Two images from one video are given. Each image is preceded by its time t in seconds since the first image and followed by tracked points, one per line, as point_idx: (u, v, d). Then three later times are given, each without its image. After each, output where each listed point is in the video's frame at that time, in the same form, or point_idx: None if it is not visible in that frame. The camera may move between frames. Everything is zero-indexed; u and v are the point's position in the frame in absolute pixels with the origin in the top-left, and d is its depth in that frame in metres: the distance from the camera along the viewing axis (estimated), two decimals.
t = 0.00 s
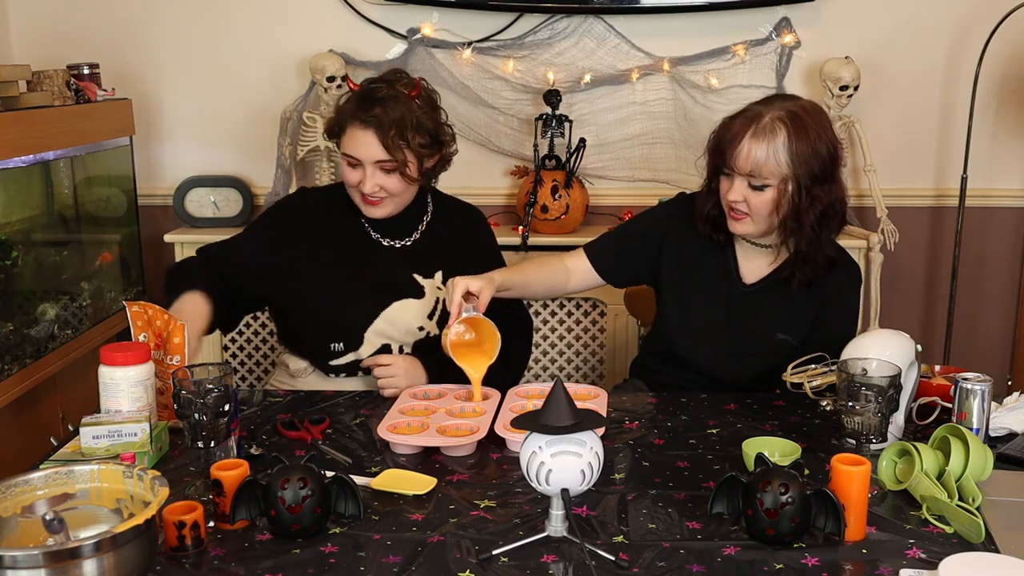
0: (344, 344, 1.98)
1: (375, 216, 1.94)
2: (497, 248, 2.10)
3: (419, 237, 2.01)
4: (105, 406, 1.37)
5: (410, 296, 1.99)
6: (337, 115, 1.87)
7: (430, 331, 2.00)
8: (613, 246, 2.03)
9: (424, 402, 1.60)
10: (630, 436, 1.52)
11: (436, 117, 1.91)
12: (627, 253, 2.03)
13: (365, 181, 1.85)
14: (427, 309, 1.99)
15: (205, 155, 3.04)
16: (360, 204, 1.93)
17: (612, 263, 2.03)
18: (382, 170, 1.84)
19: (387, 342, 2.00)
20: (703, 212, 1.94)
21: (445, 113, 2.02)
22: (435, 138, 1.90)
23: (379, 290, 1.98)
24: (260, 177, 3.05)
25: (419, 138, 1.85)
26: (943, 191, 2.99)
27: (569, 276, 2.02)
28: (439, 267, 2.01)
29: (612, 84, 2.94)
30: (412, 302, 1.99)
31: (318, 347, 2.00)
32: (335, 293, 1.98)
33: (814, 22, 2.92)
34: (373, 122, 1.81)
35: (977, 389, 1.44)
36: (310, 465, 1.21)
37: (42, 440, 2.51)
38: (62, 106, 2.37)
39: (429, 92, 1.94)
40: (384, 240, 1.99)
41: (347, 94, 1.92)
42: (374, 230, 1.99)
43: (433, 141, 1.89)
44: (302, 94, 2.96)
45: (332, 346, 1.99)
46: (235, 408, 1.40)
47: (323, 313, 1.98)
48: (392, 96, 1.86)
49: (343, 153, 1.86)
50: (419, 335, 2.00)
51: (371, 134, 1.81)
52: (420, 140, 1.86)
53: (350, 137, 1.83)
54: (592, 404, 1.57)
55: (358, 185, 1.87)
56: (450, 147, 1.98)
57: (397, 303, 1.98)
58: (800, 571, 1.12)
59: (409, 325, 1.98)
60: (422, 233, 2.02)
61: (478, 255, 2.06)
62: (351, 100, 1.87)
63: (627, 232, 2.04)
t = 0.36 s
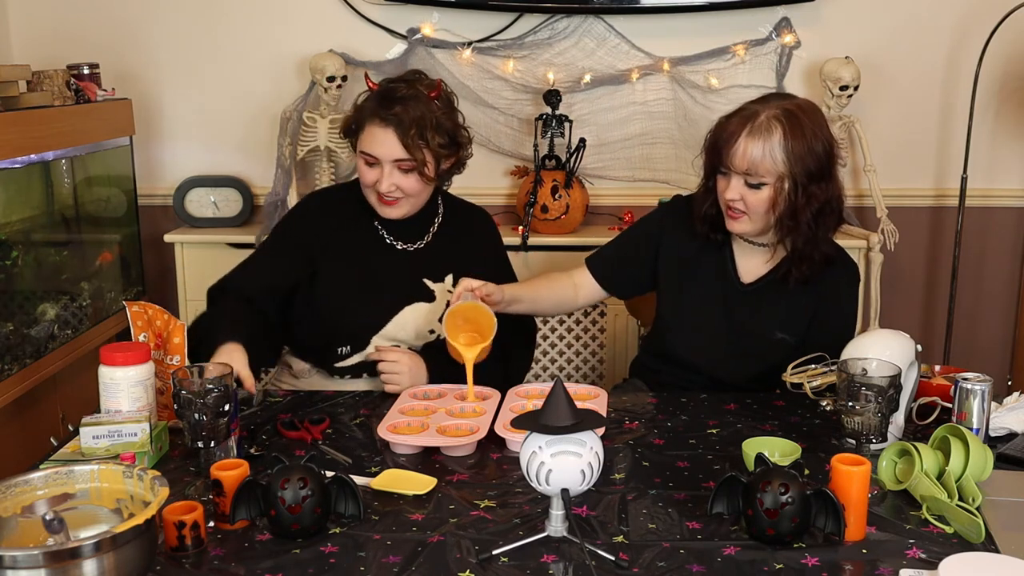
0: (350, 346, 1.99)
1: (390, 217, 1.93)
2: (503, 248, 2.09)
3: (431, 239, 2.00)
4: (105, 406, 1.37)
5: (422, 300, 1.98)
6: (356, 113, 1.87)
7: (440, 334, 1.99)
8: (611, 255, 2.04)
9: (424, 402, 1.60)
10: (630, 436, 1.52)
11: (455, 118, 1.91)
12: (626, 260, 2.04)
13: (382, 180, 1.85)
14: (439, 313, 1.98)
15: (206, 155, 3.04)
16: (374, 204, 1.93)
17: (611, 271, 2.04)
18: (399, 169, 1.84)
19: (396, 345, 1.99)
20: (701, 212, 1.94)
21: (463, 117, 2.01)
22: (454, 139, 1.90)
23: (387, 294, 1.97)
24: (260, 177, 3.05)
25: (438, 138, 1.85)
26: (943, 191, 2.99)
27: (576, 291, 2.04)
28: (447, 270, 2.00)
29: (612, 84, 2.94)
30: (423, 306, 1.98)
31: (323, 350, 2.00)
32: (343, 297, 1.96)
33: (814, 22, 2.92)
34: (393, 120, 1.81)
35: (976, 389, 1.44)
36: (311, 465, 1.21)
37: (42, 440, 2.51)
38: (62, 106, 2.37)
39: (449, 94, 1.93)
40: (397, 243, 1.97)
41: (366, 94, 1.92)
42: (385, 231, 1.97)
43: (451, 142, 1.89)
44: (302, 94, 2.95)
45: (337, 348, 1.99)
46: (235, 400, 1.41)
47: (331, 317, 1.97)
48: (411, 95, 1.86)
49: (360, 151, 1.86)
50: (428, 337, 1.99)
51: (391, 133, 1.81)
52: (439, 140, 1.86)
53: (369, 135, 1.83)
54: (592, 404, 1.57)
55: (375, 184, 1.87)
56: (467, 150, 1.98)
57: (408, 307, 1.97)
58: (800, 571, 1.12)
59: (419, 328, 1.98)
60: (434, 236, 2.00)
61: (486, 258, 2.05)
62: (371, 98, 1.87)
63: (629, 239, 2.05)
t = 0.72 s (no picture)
0: (355, 346, 1.99)
1: (399, 216, 1.92)
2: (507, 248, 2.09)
3: (437, 239, 2.00)
4: (105, 406, 1.37)
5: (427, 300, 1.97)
6: (366, 111, 1.87)
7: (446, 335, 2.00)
8: (608, 254, 2.05)
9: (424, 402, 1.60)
10: (630, 436, 1.52)
11: (465, 116, 1.91)
12: (625, 261, 2.04)
13: (393, 176, 1.84)
14: (444, 314, 1.98)
15: (207, 155, 3.04)
16: (383, 202, 1.92)
17: (609, 270, 2.04)
18: (410, 165, 1.84)
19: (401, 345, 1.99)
20: (697, 209, 1.94)
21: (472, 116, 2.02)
22: (464, 137, 1.90)
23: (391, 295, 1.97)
24: (261, 177, 3.05)
25: (450, 134, 1.85)
26: (943, 191, 2.99)
27: (573, 289, 2.03)
28: (453, 270, 2.00)
29: (612, 84, 2.94)
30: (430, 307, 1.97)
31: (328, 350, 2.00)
32: (349, 298, 1.96)
33: (814, 22, 2.92)
34: (405, 115, 1.81)
35: (976, 389, 1.44)
36: (311, 465, 1.21)
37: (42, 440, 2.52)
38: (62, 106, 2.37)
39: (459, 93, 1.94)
40: (402, 243, 1.98)
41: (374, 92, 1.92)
42: (391, 229, 1.97)
43: (461, 140, 1.89)
44: (302, 94, 2.95)
45: (342, 348, 1.99)
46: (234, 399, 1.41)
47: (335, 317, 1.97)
48: (422, 92, 1.86)
49: (371, 148, 1.85)
50: (434, 338, 2.00)
51: (404, 128, 1.81)
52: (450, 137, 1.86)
53: (380, 131, 1.82)
54: (592, 404, 1.57)
55: (386, 181, 1.86)
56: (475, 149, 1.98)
57: (415, 307, 1.97)
58: (800, 571, 1.12)
59: (425, 329, 1.98)
60: (439, 235, 2.00)
61: (490, 257, 2.05)
62: (381, 95, 1.87)
63: (630, 241, 2.04)
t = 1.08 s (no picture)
0: (353, 346, 1.99)
1: (401, 214, 1.93)
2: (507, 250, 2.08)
3: (433, 237, 1.99)
4: (105, 406, 1.37)
5: (424, 299, 1.97)
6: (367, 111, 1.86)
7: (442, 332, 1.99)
8: (606, 254, 2.04)
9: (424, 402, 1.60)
10: (630, 436, 1.52)
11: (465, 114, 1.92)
12: (623, 265, 2.04)
13: (401, 178, 1.84)
14: (441, 311, 1.98)
15: (207, 155, 3.04)
16: (386, 201, 1.92)
17: (609, 270, 2.04)
18: (418, 167, 1.84)
19: (398, 344, 1.99)
20: (694, 207, 1.94)
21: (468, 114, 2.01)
22: (467, 136, 1.91)
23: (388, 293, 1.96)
24: (261, 177, 3.05)
25: (456, 134, 1.86)
26: (943, 191, 2.99)
27: (569, 288, 2.03)
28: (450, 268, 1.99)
29: (612, 84, 2.94)
30: (427, 306, 1.97)
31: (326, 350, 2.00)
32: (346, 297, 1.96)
33: (814, 22, 2.92)
34: (413, 116, 1.81)
35: (977, 389, 1.44)
36: (310, 465, 1.21)
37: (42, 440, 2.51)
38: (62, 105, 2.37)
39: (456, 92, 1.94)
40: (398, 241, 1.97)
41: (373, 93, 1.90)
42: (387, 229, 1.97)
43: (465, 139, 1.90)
44: (302, 94, 2.96)
45: (341, 348, 1.99)
46: (243, 328, 1.51)
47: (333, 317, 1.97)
48: (424, 92, 1.85)
49: (376, 150, 1.85)
50: (431, 336, 1.99)
51: (413, 130, 1.81)
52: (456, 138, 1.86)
53: (387, 133, 1.82)
54: (592, 404, 1.57)
55: (393, 182, 1.86)
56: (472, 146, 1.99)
57: (412, 306, 1.97)
58: (800, 571, 1.12)
59: (421, 327, 1.97)
60: (436, 233, 2.00)
61: (488, 256, 2.04)
62: (381, 96, 1.86)
63: (628, 242, 2.04)
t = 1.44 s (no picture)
0: (348, 347, 1.98)
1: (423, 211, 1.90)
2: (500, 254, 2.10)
3: (421, 233, 1.99)
4: (105, 406, 1.37)
5: (413, 295, 1.97)
6: (379, 114, 1.81)
7: (435, 328, 1.99)
8: (607, 254, 2.04)
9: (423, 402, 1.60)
10: (630, 435, 1.52)
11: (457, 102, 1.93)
12: (623, 263, 2.03)
13: (432, 171, 1.83)
14: (430, 307, 1.97)
15: (207, 155, 3.04)
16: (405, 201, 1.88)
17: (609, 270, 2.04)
18: (442, 155, 1.85)
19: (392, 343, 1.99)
20: (693, 207, 1.94)
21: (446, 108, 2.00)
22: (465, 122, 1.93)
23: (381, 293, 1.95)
24: (260, 177, 3.05)
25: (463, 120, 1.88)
26: (943, 191, 2.99)
27: (571, 290, 2.03)
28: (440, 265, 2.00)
29: (612, 84, 2.94)
30: (416, 301, 1.97)
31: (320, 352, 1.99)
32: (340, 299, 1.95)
33: (814, 22, 2.92)
34: (433, 108, 1.81)
35: (977, 389, 1.44)
36: (311, 465, 1.21)
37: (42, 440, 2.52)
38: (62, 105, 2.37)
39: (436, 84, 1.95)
40: (389, 240, 1.96)
41: (368, 95, 1.84)
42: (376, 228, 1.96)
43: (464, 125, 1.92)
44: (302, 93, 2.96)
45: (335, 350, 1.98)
46: (297, 334, 1.51)
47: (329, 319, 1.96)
48: (422, 86, 1.84)
49: (399, 150, 1.81)
50: (422, 331, 1.99)
51: (436, 119, 1.81)
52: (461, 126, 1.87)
53: (412, 128, 1.80)
54: (591, 404, 1.57)
55: (423, 179, 1.83)
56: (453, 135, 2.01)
57: (401, 302, 1.96)
58: (800, 571, 1.12)
59: (414, 325, 1.97)
60: (424, 228, 2.00)
61: (478, 251, 2.06)
62: (383, 97, 1.82)
63: (627, 242, 2.04)
